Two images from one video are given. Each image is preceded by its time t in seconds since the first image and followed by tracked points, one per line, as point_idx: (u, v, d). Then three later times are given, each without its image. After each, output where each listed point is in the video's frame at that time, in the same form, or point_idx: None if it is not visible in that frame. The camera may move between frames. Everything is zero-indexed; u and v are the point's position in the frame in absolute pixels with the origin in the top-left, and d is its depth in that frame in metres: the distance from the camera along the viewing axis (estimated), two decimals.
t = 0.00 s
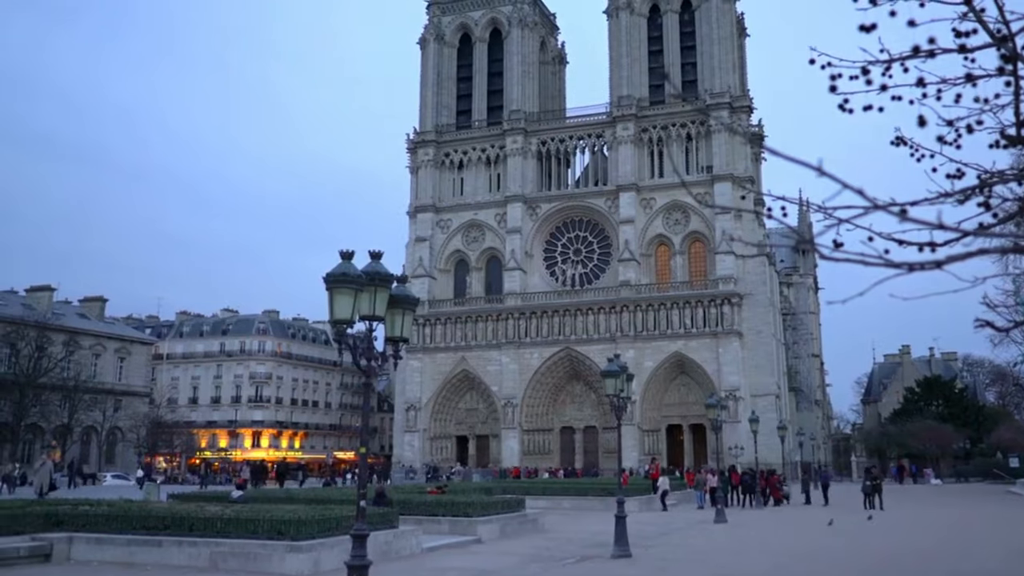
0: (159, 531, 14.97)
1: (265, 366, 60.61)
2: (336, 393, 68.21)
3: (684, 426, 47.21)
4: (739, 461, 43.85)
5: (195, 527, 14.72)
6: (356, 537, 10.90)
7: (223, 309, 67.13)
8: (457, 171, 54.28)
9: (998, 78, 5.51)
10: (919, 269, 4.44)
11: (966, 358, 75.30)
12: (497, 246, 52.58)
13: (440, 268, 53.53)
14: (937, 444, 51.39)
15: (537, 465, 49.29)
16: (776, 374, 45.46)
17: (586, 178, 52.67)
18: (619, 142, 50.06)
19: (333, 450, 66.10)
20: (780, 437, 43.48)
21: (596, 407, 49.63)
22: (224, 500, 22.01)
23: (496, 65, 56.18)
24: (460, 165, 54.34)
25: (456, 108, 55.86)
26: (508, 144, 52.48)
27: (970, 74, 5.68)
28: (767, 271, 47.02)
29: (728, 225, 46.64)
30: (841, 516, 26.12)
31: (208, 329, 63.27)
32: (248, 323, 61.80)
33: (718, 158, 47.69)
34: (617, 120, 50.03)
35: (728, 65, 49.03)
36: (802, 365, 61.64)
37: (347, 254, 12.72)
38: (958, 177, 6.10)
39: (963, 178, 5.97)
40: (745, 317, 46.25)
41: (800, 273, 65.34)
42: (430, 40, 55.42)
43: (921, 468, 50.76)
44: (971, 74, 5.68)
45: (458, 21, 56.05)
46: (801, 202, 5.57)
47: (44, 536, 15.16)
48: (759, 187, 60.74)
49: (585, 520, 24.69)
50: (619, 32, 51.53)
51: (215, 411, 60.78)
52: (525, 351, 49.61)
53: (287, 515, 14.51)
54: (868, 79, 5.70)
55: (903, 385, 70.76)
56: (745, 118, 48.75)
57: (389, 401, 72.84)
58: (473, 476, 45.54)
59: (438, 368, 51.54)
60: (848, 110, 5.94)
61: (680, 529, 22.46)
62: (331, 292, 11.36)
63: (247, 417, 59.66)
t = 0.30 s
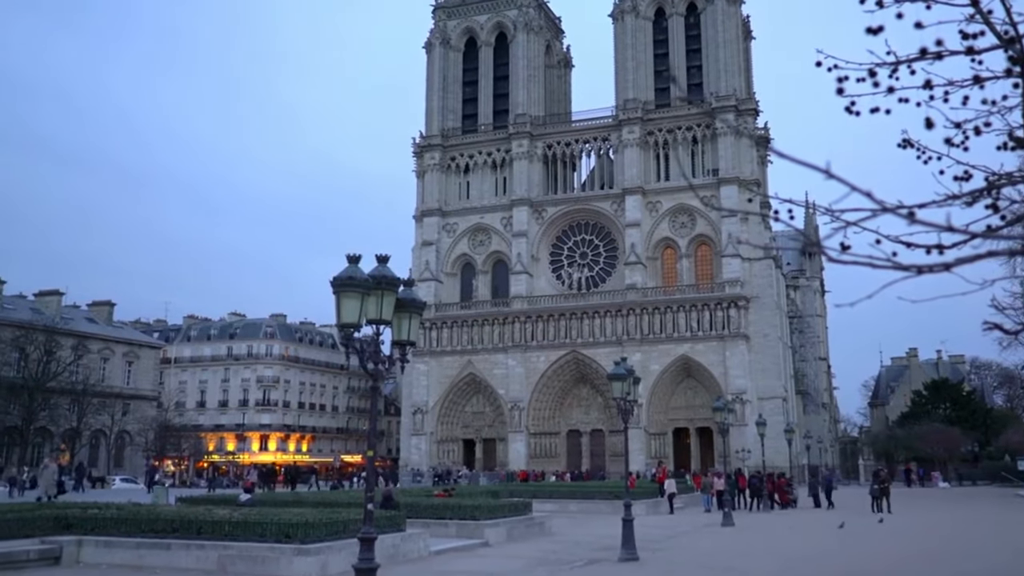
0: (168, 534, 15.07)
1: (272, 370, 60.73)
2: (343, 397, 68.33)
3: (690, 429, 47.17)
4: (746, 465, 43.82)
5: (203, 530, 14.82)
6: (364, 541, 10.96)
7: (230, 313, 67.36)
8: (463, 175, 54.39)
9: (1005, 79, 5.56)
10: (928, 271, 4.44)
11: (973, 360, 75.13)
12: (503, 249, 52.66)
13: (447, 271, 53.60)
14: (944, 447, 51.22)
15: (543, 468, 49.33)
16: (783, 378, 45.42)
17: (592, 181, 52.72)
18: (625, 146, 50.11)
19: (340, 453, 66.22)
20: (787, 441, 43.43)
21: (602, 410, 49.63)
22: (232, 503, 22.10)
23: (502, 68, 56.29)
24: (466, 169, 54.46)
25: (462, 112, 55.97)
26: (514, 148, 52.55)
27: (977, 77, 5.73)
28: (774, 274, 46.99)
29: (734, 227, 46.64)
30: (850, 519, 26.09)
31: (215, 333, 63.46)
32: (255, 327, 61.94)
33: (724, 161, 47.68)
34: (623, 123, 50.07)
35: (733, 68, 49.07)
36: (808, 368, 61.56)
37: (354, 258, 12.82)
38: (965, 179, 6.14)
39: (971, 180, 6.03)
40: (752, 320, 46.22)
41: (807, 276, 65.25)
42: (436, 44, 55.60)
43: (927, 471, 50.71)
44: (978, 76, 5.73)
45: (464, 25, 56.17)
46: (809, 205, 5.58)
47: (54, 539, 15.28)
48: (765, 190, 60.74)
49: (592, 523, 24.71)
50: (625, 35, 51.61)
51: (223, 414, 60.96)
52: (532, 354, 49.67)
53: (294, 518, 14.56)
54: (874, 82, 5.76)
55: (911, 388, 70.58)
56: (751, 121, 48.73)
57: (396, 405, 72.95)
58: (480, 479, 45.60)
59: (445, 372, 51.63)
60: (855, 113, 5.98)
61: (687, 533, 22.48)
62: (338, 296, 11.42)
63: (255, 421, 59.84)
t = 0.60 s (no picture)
0: (177, 538, 15.14)
1: (281, 373, 60.88)
2: (352, 400, 68.46)
3: (699, 433, 47.12)
4: (755, 468, 43.77)
5: (213, 534, 14.89)
6: (372, 544, 11.01)
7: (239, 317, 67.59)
8: (471, 179, 54.47)
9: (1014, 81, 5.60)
10: (937, 275, 4.42)
11: (983, 364, 74.88)
12: (511, 252, 52.72)
13: (455, 275, 53.71)
14: (953, 451, 51.03)
15: (551, 472, 49.35)
16: (791, 381, 45.35)
17: (600, 185, 52.75)
18: (632, 149, 50.14)
19: (348, 457, 66.33)
20: (795, 444, 43.37)
21: (610, 414, 49.63)
22: (241, 507, 22.21)
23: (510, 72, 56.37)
24: (473, 172, 54.53)
25: (469, 116, 56.06)
26: (521, 151, 52.62)
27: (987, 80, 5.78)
28: (782, 277, 46.92)
29: (742, 231, 46.59)
30: (859, 523, 26.02)
31: (224, 337, 63.68)
32: (263, 331, 62.12)
33: (732, 164, 47.66)
34: (630, 126, 50.10)
35: (741, 72, 49.08)
36: (817, 371, 61.45)
37: (362, 262, 12.90)
38: (974, 181, 6.19)
39: (982, 181, 6.10)
40: (760, 323, 46.17)
41: (815, 279, 65.13)
42: (444, 48, 55.76)
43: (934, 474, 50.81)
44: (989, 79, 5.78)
45: (471, 29, 56.27)
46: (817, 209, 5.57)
47: (65, 542, 15.39)
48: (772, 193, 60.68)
49: (600, 527, 24.72)
50: (632, 39, 51.67)
51: (231, 418, 61.17)
52: (540, 358, 49.72)
53: (303, 521, 14.62)
54: (884, 84, 5.82)
55: (920, 392, 70.35)
56: (759, 124, 48.71)
57: (404, 408, 73.06)
58: (488, 483, 45.66)
59: (453, 375, 51.71)
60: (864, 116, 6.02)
61: (696, 537, 22.46)
62: (346, 300, 11.50)
63: (264, 424, 60.04)
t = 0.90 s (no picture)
0: (191, 541, 15.26)
1: (294, 377, 61.10)
2: (364, 404, 68.64)
3: (711, 436, 47.03)
4: (768, 472, 43.66)
5: (227, 537, 14.99)
6: (386, 547, 11.08)
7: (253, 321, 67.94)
8: (482, 183, 54.59)
9: None
10: (952, 277, 4.43)
11: (998, 367, 74.42)
12: (523, 256, 52.78)
13: (467, 279, 53.83)
14: (968, 454, 50.74)
15: (564, 475, 49.36)
16: (804, 385, 45.22)
17: (612, 188, 52.76)
18: (644, 152, 50.15)
19: (361, 461, 66.48)
20: (809, 448, 43.25)
21: (623, 417, 49.60)
22: (255, 510, 22.37)
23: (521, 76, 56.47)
24: (485, 176, 54.65)
25: (481, 120, 56.18)
26: (533, 155, 52.71)
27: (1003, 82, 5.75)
28: (795, 280, 46.78)
29: (754, 234, 46.51)
30: (874, 527, 25.89)
31: (238, 341, 64.02)
32: (277, 335, 62.39)
33: (744, 167, 47.58)
34: (642, 130, 50.12)
35: (752, 74, 49.02)
36: (830, 375, 61.24)
37: (375, 266, 13.00)
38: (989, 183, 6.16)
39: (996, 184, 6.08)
40: (772, 326, 46.07)
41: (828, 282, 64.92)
42: (455, 53, 55.93)
43: (948, 478, 50.63)
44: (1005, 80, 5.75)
45: (482, 33, 56.41)
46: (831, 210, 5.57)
47: (81, 545, 15.54)
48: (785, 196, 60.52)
49: (613, 531, 24.72)
50: (644, 42, 51.71)
51: (245, 422, 61.47)
52: (552, 361, 49.74)
53: (317, 525, 14.72)
54: (898, 85, 5.80)
55: (934, 395, 69.98)
56: (771, 126, 48.58)
57: (417, 412, 73.20)
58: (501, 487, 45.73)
59: (465, 379, 51.81)
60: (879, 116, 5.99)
61: (709, 540, 22.44)
62: (359, 304, 11.58)
63: (277, 428, 60.30)
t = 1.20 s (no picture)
0: (206, 544, 15.37)
1: (307, 381, 61.30)
2: (377, 407, 68.81)
3: (724, 439, 46.95)
4: (781, 475, 43.55)
5: (240, 539, 15.09)
6: (399, 550, 11.17)
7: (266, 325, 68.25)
8: (494, 187, 54.71)
9: None
10: (967, 279, 4.44)
11: (1012, 369, 73.96)
12: (534, 259, 52.83)
13: (478, 283, 53.94)
14: (983, 457, 50.44)
15: (577, 478, 49.38)
16: (817, 387, 45.07)
17: (623, 191, 52.74)
18: (656, 155, 50.15)
19: (374, 464, 66.63)
20: (822, 451, 43.12)
21: (635, 420, 49.56)
22: (268, 513, 22.52)
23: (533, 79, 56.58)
24: (496, 180, 54.76)
25: (492, 124, 56.30)
26: (544, 158, 52.79)
27: (1018, 82, 5.73)
28: (807, 282, 46.65)
29: (766, 236, 46.42)
30: (888, 530, 25.78)
31: (251, 345, 64.34)
32: (290, 338, 62.64)
33: (756, 169, 47.50)
34: (653, 132, 50.14)
35: (764, 77, 48.94)
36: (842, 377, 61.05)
37: (387, 270, 13.08)
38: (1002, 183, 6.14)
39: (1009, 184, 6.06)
40: (785, 329, 45.97)
41: (841, 285, 64.71)
42: (466, 56, 56.09)
43: (963, 481, 50.34)
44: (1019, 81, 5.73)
45: (494, 36, 56.56)
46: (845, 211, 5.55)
47: (97, 548, 15.67)
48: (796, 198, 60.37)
49: (626, 534, 24.73)
50: (655, 45, 51.76)
51: (259, 425, 61.77)
52: (564, 364, 49.76)
53: (330, 527, 14.82)
54: (911, 85, 5.76)
55: (948, 397, 69.62)
56: (783, 129, 48.46)
57: (429, 416, 73.35)
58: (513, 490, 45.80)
59: (477, 382, 51.89)
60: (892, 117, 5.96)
61: (722, 543, 22.41)
62: (372, 307, 11.67)
63: (290, 431, 60.55)
